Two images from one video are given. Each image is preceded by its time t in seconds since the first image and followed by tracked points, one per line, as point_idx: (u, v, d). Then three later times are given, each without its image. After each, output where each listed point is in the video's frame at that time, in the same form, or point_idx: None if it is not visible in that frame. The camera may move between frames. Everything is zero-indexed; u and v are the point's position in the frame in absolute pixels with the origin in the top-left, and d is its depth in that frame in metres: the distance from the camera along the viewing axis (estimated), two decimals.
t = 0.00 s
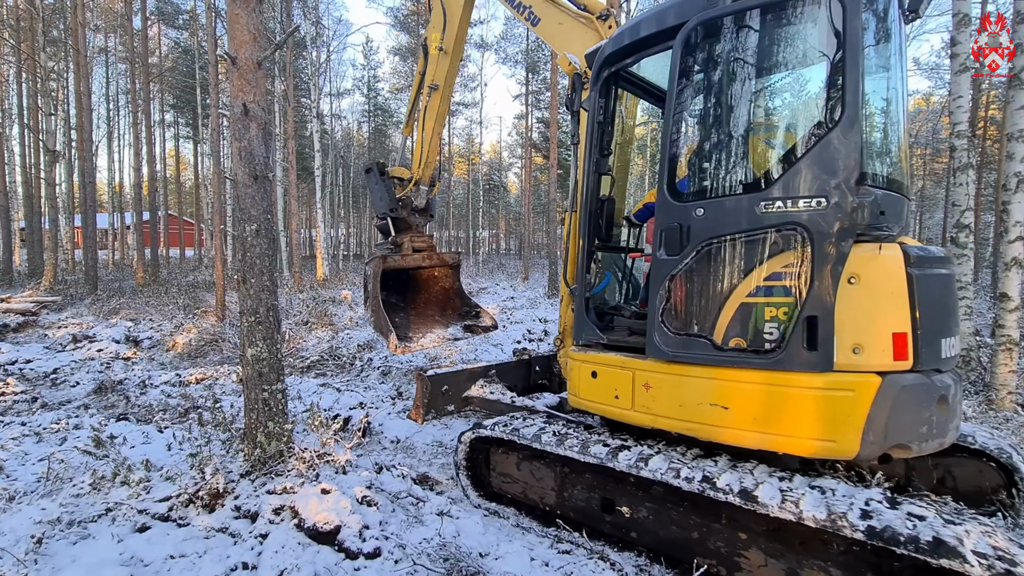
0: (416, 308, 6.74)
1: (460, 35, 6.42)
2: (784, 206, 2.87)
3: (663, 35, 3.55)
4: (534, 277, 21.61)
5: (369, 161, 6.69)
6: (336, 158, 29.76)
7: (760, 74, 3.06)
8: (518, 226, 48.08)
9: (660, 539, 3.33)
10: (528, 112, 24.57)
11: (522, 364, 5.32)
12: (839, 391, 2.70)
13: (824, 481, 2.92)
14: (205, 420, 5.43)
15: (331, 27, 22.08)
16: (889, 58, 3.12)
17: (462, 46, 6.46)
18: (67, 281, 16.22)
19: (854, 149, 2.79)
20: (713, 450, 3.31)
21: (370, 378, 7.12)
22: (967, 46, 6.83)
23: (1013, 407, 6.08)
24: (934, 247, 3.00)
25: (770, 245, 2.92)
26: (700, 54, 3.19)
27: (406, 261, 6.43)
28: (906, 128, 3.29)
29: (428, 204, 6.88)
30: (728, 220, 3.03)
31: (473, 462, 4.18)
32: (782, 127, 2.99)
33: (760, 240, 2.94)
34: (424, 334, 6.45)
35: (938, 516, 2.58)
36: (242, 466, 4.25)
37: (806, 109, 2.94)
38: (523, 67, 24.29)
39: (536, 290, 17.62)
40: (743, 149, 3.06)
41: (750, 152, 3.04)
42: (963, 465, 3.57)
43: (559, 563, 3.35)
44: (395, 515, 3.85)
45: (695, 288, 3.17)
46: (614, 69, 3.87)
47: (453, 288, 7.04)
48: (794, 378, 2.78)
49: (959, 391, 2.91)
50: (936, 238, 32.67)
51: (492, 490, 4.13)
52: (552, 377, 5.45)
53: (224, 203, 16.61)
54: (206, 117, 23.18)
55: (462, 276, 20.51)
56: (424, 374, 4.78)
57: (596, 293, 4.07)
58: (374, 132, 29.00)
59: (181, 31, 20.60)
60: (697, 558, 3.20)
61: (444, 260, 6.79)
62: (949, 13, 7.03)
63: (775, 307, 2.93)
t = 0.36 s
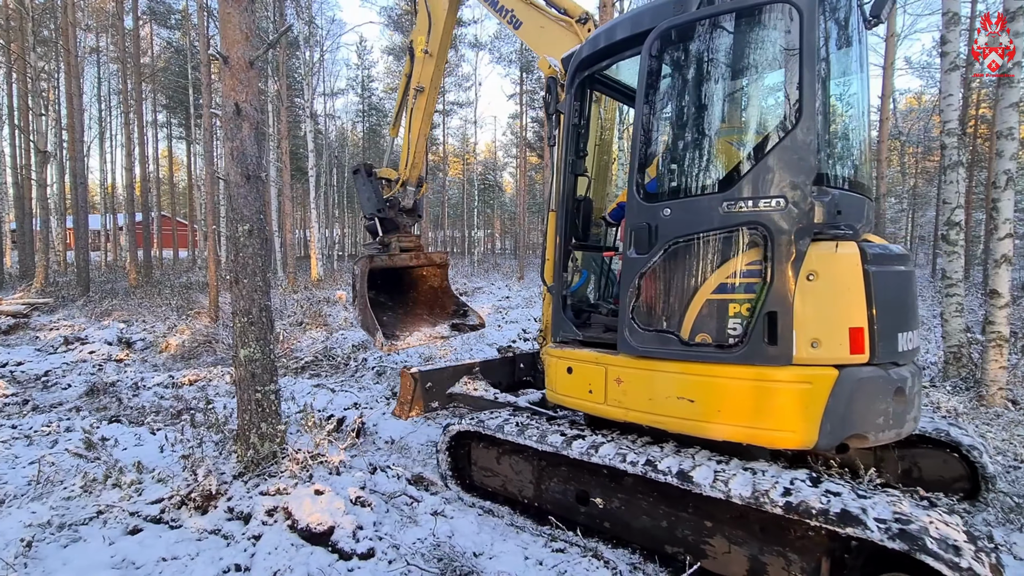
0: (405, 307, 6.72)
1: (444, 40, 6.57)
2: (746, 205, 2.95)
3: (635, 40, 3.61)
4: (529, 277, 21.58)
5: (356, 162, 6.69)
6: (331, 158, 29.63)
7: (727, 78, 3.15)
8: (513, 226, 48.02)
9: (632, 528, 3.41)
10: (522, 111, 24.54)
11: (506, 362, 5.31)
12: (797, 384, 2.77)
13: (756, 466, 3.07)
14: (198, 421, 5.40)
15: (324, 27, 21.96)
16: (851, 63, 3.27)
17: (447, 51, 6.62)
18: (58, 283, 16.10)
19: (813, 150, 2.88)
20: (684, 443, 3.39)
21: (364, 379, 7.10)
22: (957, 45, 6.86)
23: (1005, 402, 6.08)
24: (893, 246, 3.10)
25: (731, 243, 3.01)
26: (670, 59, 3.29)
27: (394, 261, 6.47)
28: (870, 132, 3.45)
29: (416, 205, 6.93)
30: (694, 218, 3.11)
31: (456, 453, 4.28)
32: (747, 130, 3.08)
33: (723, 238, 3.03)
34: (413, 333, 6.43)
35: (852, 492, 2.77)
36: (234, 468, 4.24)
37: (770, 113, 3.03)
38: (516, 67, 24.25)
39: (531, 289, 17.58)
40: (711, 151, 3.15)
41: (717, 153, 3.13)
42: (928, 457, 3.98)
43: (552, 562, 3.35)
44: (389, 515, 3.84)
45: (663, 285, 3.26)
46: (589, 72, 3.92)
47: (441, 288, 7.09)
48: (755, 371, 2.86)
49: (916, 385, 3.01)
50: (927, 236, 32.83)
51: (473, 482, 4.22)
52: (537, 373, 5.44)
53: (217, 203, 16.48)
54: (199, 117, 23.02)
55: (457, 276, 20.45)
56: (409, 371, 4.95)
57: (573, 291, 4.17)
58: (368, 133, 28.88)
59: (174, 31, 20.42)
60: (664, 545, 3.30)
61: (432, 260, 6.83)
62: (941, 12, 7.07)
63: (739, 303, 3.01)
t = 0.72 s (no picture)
0: (396, 305, 6.81)
1: (434, 41, 6.60)
2: (713, 206, 3.08)
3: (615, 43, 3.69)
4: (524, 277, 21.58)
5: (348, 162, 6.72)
6: (325, 158, 29.55)
7: (701, 82, 3.25)
8: (509, 226, 47.98)
9: (609, 520, 3.52)
10: (516, 111, 24.54)
11: (493, 359, 5.28)
12: (763, 378, 2.91)
13: (702, 455, 3.25)
14: (191, 423, 5.37)
15: (318, 27, 21.90)
16: (823, 65, 3.35)
17: (437, 51, 6.64)
18: (51, 285, 15.99)
19: (780, 151, 2.99)
20: (660, 438, 3.52)
21: (359, 380, 7.08)
22: (947, 45, 6.90)
23: (996, 399, 6.12)
24: (863, 248, 3.21)
25: (700, 244, 3.13)
26: (647, 62, 3.39)
27: (385, 259, 6.49)
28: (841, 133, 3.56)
29: (406, 204, 6.98)
30: (666, 219, 3.24)
31: (441, 447, 4.42)
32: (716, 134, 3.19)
33: (691, 239, 3.15)
34: (402, 330, 6.53)
35: (784, 477, 2.97)
36: (228, 469, 4.22)
37: (738, 116, 3.14)
38: (511, 67, 24.26)
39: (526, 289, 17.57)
40: (683, 153, 3.26)
41: (690, 154, 3.23)
42: (899, 450, 4.13)
43: (547, 561, 3.36)
44: (384, 516, 3.84)
45: (638, 284, 3.38)
46: (570, 74, 4.01)
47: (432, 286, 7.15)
48: (722, 367, 3.00)
49: (881, 381, 3.12)
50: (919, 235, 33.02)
51: (458, 477, 4.35)
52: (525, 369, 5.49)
53: (211, 203, 16.38)
54: (193, 117, 22.89)
55: (452, 276, 20.42)
56: (395, 368, 4.88)
57: (556, 289, 4.25)
58: (362, 133, 28.81)
59: (167, 31, 20.30)
60: (637, 536, 3.42)
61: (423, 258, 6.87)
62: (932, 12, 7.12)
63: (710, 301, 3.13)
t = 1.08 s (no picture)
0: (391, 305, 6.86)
1: (426, 44, 6.63)
2: (684, 208, 3.20)
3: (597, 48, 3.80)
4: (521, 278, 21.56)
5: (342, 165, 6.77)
6: (321, 160, 29.48)
7: (674, 88, 3.36)
8: (505, 227, 47.95)
9: (588, 513, 3.61)
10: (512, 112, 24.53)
11: (483, 359, 5.32)
12: (730, 375, 2.99)
13: (655, 446, 3.42)
14: (187, 426, 5.36)
15: (313, 29, 21.86)
16: (793, 71, 3.59)
17: (429, 54, 6.66)
18: (45, 289, 15.90)
19: (748, 154, 3.10)
20: (637, 434, 3.60)
21: (355, 382, 7.08)
22: (938, 45, 6.96)
23: (988, 396, 6.16)
24: (834, 248, 3.36)
25: (673, 244, 3.24)
26: (622, 67, 3.53)
27: (379, 260, 6.52)
28: (814, 136, 3.77)
29: (399, 206, 6.95)
30: (640, 220, 3.37)
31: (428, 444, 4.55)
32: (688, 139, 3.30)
33: (664, 239, 3.27)
34: (396, 330, 6.56)
35: (726, 463, 3.16)
36: (224, 472, 4.22)
37: (709, 120, 3.24)
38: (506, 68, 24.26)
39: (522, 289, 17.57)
40: (657, 157, 3.37)
41: (664, 157, 3.34)
42: (878, 446, 4.35)
43: (543, 561, 3.37)
44: (380, 518, 3.83)
45: (615, 283, 3.49)
46: (553, 78, 4.11)
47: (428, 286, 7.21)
48: (692, 364, 3.09)
49: (851, 377, 3.23)
50: (913, 233, 33.17)
51: (445, 473, 4.46)
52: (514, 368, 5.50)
53: (206, 205, 16.31)
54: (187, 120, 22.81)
55: (448, 278, 20.40)
56: (387, 368, 4.82)
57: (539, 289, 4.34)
58: (358, 135, 28.76)
59: (160, 33, 20.23)
60: (614, 529, 3.51)
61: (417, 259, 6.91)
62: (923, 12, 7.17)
63: (683, 300, 3.23)
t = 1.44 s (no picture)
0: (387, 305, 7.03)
1: (418, 50, 6.56)
2: (655, 208, 3.34)
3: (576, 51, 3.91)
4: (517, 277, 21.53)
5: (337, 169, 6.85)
6: (316, 160, 29.37)
7: (648, 91, 3.49)
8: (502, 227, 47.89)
9: (566, 505, 3.74)
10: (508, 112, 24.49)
11: (474, 356, 5.36)
12: (699, 369, 3.10)
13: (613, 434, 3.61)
14: (182, 427, 5.35)
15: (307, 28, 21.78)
16: (768, 77, 3.70)
17: (421, 59, 6.60)
18: (39, 290, 15.80)
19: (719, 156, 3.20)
20: (616, 428, 3.72)
21: (351, 382, 7.07)
22: (931, 44, 7.00)
23: (981, 392, 6.20)
24: (807, 246, 3.52)
25: (645, 243, 3.38)
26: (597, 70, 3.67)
27: (373, 261, 6.63)
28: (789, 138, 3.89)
29: (394, 208, 7.05)
30: (615, 220, 3.52)
31: (417, 440, 4.67)
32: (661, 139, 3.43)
33: (638, 238, 3.41)
34: (390, 329, 6.66)
35: (676, 450, 3.35)
36: (220, 473, 4.21)
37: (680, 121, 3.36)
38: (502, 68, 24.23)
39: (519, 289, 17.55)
40: (632, 158, 3.50)
41: (637, 157, 3.48)
42: (854, 440, 4.42)
43: (539, 560, 3.38)
44: (377, 517, 3.82)
45: (592, 281, 3.64)
46: (534, 82, 4.23)
47: (423, 287, 7.28)
48: (663, 359, 3.22)
49: (819, 372, 3.34)
50: (907, 231, 33.30)
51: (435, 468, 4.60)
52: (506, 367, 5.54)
53: (201, 205, 16.23)
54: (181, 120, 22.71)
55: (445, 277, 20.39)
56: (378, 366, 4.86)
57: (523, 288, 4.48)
58: (353, 134, 28.66)
59: (154, 33, 20.12)
60: (591, 520, 3.64)
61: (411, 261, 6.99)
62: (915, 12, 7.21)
63: (655, 297, 3.36)
